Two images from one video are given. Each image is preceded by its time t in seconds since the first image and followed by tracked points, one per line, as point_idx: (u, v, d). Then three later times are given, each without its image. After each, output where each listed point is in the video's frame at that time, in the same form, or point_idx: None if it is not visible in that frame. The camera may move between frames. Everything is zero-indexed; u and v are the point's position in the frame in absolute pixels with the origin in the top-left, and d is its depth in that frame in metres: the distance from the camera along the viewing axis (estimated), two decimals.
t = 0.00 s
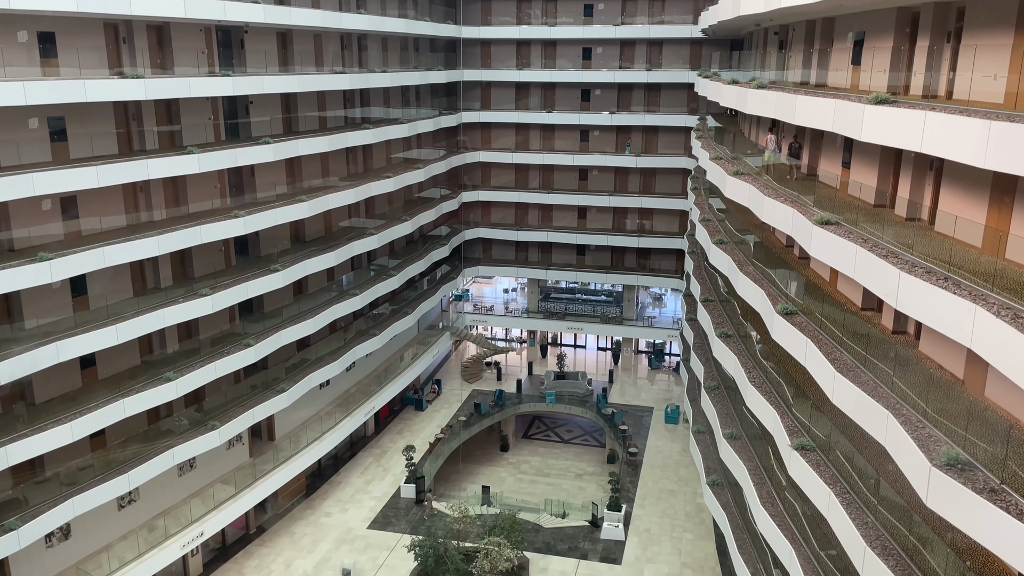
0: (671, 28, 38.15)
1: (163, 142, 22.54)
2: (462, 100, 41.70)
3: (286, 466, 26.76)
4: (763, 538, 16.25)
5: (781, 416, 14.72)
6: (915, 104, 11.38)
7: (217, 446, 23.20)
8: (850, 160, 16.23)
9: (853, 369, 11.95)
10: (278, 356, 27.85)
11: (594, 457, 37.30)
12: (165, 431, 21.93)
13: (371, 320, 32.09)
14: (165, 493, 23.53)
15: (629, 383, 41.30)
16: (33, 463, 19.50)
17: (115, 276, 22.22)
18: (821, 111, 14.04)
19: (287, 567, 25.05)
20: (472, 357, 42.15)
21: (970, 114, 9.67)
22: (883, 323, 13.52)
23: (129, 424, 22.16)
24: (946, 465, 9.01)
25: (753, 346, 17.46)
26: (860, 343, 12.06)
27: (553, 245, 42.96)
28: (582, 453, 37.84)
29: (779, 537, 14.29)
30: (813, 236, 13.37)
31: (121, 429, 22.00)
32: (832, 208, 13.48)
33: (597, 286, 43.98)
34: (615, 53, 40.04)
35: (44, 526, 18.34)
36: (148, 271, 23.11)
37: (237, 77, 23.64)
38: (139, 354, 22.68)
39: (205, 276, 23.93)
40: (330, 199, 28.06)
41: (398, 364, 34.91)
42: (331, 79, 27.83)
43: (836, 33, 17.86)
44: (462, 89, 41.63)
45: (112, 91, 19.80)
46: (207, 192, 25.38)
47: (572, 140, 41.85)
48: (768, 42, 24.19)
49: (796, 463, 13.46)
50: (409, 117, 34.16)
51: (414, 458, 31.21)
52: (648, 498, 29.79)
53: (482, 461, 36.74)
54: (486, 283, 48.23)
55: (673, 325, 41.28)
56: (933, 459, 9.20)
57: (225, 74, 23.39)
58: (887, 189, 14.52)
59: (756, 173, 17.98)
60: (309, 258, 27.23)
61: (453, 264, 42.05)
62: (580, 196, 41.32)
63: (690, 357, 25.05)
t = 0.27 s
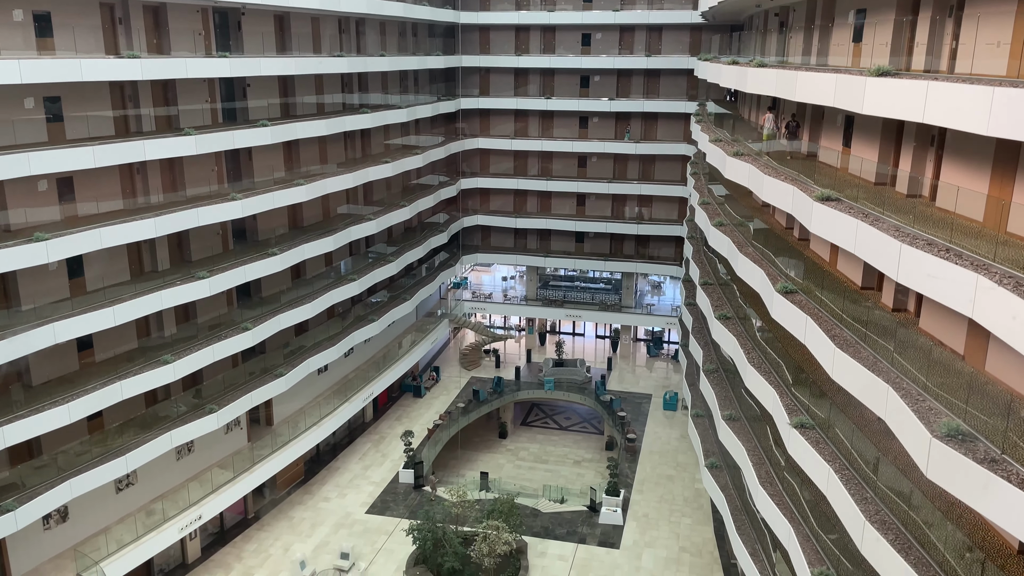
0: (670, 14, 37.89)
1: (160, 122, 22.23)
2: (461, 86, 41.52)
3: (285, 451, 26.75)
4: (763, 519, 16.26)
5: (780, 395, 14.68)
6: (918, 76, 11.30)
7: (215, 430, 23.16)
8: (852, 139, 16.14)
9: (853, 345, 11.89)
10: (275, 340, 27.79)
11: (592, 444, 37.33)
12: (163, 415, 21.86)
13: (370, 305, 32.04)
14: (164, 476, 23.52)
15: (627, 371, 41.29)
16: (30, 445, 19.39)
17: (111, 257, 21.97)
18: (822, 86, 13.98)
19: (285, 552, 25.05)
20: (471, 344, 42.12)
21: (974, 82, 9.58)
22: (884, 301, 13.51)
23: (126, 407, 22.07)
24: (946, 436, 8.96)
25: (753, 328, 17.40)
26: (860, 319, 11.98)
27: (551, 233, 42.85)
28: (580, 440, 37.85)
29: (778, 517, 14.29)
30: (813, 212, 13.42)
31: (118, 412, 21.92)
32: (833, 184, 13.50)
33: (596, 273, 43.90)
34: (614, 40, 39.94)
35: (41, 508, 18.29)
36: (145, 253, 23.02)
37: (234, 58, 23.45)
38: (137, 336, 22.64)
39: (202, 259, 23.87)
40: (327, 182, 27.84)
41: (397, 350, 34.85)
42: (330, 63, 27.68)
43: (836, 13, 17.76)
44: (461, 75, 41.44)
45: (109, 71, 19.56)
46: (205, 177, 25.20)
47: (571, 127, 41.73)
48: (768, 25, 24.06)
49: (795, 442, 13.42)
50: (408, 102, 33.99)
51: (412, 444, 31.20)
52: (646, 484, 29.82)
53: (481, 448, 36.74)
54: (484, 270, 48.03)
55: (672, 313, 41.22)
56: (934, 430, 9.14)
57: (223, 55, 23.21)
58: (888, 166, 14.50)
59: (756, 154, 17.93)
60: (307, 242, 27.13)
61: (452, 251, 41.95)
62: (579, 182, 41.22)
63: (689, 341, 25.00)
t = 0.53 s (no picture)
0: None
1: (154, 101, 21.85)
2: (459, 71, 41.26)
3: (283, 434, 26.74)
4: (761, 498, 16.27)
5: (779, 373, 14.66)
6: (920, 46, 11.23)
7: (213, 412, 23.10)
8: (852, 116, 16.04)
9: (853, 319, 11.85)
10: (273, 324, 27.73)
11: (591, 430, 37.35)
12: (160, 397, 21.80)
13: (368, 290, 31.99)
14: (161, 458, 23.48)
15: (625, 357, 41.30)
16: (27, 424, 19.33)
17: (108, 237, 21.56)
18: (822, 61, 13.90)
19: (284, 535, 25.06)
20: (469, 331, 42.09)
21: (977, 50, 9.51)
22: (883, 276, 13.49)
23: (123, 388, 22.01)
24: (946, 406, 8.92)
25: (752, 309, 17.33)
26: (860, 293, 11.94)
27: (550, 219, 42.68)
28: (578, 426, 37.88)
29: (777, 494, 14.30)
30: (814, 187, 13.39)
31: (115, 393, 21.84)
32: (833, 159, 13.47)
33: (594, 260, 43.78)
34: (613, 24, 39.60)
35: (39, 488, 18.25)
36: (141, 235, 22.50)
37: (230, 38, 23.18)
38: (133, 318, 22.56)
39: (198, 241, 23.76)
40: (326, 165, 27.57)
41: (394, 335, 34.79)
42: (326, 44, 27.44)
43: None
44: (459, 60, 41.16)
45: (103, 49, 19.36)
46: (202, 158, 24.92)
47: (570, 112, 41.38)
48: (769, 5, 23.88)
49: (794, 419, 13.41)
50: (405, 85, 33.77)
51: (411, 429, 31.21)
52: (644, 468, 29.87)
53: (479, 433, 36.76)
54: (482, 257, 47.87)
55: (670, 299, 41.19)
56: (934, 401, 9.11)
57: (218, 35, 22.97)
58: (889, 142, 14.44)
59: (756, 133, 17.85)
60: (305, 226, 27.00)
61: (450, 237, 41.82)
62: (578, 168, 40.86)
63: (688, 324, 24.94)
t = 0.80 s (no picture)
0: None
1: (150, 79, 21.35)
2: (457, 55, 41.02)
3: (281, 417, 26.73)
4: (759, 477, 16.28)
5: (778, 350, 14.64)
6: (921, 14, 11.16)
7: (210, 393, 23.03)
8: (852, 92, 15.95)
9: (852, 293, 11.81)
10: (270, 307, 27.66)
11: (589, 415, 37.38)
12: (157, 378, 21.71)
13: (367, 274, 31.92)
14: (159, 440, 23.44)
15: (623, 342, 41.31)
16: (23, 404, 19.21)
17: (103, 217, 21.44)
18: (823, 33, 13.81)
19: (282, 517, 25.06)
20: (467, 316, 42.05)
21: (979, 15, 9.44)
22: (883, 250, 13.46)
23: (120, 369, 21.91)
24: (947, 374, 8.89)
25: (750, 287, 17.26)
26: (860, 267, 11.89)
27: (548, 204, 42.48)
28: (576, 410, 37.92)
29: (774, 471, 14.29)
30: (814, 161, 13.34)
31: (112, 374, 21.75)
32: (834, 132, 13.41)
33: (592, 246, 43.63)
34: (612, 7, 39.34)
35: (35, 469, 18.15)
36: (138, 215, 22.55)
37: (226, 17, 23.01)
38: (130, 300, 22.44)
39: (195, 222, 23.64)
40: (323, 148, 27.36)
41: (392, 320, 34.67)
42: (323, 25, 27.24)
43: None
44: (457, 44, 40.91)
45: (98, 25, 19.18)
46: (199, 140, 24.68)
47: (568, 97, 41.07)
48: None
49: (793, 395, 13.39)
50: (402, 68, 33.58)
51: (409, 413, 31.20)
52: (642, 451, 29.89)
53: (477, 418, 36.77)
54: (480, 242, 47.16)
55: (668, 285, 41.16)
56: (935, 370, 9.06)
57: (214, 14, 22.76)
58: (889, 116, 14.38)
59: (756, 110, 17.76)
60: (302, 208, 26.86)
61: (448, 223, 41.67)
62: (576, 153, 40.46)
63: (686, 306, 24.90)
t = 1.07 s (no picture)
0: None
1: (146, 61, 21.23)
2: (455, 39, 40.66)
3: (279, 399, 26.69)
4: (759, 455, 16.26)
5: (777, 326, 14.58)
6: None
7: (208, 374, 22.95)
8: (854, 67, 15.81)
9: (854, 265, 11.73)
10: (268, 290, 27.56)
11: (587, 399, 37.37)
12: (155, 359, 21.62)
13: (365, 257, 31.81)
14: (157, 422, 23.40)
15: (622, 327, 41.26)
16: (19, 384, 19.14)
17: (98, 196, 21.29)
18: (824, 5, 13.70)
19: (281, 499, 25.05)
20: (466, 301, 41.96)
21: None
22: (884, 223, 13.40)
23: (117, 350, 21.85)
24: (949, 341, 8.82)
25: (750, 265, 17.17)
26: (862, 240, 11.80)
27: (547, 189, 42.24)
28: (575, 395, 37.91)
29: (773, 447, 14.26)
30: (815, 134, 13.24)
31: (109, 355, 21.69)
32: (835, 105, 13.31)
33: (591, 231, 43.50)
34: None
35: (33, 448, 18.07)
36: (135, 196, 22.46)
37: None
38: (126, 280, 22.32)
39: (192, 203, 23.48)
40: (320, 129, 27.13)
41: (390, 305, 34.56)
42: (319, 5, 26.92)
43: None
44: (455, 27, 40.53)
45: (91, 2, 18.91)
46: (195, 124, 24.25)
47: (566, 80, 40.61)
48: None
49: (793, 370, 13.33)
50: (399, 50, 33.28)
51: (407, 397, 31.18)
52: (641, 434, 29.88)
53: (476, 403, 36.76)
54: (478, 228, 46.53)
55: (667, 270, 41.06)
56: (936, 337, 9.00)
57: None
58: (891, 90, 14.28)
59: (756, 87, 17.64)
60: (299, 190, 26.67)
61: (446, 208, 41.46)
62: (575, 138, 39.98)
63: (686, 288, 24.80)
